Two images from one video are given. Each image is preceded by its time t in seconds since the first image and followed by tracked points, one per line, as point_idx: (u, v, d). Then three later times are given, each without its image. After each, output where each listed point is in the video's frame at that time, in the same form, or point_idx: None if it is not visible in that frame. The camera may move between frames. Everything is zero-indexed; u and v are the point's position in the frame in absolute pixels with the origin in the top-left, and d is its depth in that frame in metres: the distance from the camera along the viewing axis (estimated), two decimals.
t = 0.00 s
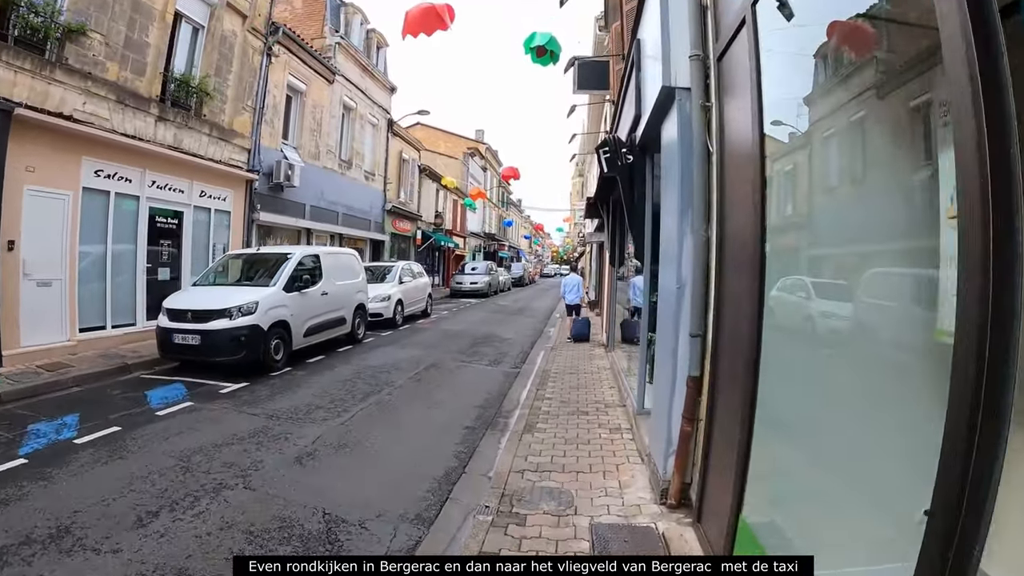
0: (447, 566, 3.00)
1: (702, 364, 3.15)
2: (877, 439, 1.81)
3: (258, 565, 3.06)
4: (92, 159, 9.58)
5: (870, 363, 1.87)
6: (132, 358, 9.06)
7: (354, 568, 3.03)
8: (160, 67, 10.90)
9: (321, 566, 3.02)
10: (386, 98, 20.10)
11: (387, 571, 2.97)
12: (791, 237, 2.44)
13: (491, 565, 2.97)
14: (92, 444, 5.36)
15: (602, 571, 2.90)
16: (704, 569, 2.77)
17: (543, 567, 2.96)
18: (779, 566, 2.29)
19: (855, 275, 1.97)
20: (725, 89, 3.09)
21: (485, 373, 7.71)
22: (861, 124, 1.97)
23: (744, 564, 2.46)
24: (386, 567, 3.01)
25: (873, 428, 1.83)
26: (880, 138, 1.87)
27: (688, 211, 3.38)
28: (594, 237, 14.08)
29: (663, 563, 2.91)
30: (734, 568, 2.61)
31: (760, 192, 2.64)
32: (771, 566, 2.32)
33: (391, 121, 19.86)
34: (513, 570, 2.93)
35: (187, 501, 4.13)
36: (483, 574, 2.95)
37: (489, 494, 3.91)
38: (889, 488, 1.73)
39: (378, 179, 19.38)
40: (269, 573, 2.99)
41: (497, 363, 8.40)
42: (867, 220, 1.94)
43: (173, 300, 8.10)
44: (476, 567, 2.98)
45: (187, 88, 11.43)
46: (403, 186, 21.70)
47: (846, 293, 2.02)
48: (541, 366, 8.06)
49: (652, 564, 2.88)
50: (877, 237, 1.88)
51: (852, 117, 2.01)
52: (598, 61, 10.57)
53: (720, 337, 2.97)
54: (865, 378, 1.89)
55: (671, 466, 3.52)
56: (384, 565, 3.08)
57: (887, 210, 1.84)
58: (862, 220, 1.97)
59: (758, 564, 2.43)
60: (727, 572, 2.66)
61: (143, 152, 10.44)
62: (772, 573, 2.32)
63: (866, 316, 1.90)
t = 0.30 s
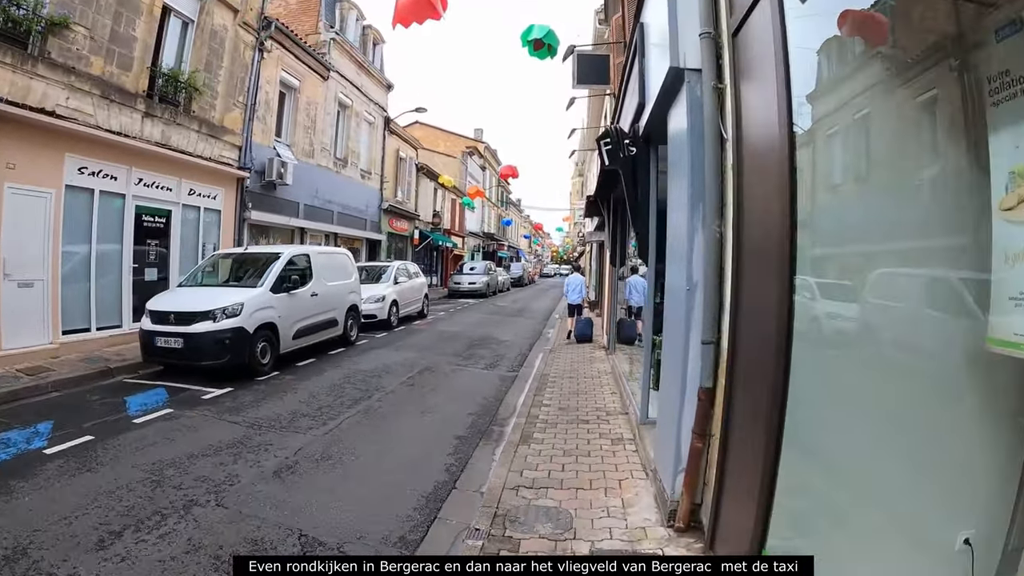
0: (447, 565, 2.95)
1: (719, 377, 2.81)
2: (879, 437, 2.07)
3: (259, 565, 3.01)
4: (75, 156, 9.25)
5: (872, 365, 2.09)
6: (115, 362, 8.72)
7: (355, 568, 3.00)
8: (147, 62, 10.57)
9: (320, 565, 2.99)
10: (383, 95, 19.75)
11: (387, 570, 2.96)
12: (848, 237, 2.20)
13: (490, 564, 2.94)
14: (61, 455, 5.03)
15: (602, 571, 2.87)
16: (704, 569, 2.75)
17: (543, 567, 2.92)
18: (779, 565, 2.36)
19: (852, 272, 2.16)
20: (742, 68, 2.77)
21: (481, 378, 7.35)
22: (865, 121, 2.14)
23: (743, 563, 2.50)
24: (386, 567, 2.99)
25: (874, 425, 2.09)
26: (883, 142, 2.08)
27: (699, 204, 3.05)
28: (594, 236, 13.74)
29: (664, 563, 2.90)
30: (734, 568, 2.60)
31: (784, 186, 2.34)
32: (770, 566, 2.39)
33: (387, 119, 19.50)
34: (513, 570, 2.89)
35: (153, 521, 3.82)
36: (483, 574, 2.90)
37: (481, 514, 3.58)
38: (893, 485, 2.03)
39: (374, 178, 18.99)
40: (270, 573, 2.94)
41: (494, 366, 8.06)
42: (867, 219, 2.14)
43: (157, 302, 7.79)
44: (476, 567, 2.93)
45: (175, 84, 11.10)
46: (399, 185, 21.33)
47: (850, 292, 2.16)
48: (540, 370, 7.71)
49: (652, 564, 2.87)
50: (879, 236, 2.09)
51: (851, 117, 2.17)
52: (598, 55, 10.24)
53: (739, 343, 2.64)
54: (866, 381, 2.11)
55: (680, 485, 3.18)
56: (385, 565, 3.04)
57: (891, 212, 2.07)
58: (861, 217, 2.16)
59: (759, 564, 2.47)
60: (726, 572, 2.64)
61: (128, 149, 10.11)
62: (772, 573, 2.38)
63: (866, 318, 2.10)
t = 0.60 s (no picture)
0: (447, 565, 2.86)
1: (738, 393, 2.43)
2: (882, 437, 1.88)
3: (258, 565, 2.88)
4: (54, 153, 8.88)
5: (875, 365, 1.86)
6: (95, 367, 8.35)
7: (355, 569, 2.84)
8: (132, 56, 10.21)
9: (321, 564, 2.84)
10: (379, 92, 19.36)
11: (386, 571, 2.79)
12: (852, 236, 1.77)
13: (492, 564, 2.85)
14: (21, 470, 4.66)
15: (602, 571, 2.79)
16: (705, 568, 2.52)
17: (543, 567, 2.80)
18: (780, 566, 2.08)
19: (857, 271, 1.88)
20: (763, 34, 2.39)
21: (476, 383, 6.97)
22: (870, 119, 1.88)
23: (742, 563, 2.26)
24: (385, 568, 2.82)
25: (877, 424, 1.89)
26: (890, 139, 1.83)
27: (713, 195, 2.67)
28: (595, 235, 13.39)
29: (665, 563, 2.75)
30: (735, 568, 2.35)
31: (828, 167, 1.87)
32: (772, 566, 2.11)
33: (384, 116, 19.12)
34: (513, 570, 2.76)
35: (109, 547, 3.45)
36: (483, 573, 2.80)
37: (470, 543, 3.21)
38: (895, 482, 1.85)
39: (371, 177, 18.61)
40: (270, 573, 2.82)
41: (491, 370, 7.68)
42: (861, 217, 1.89)
43: (136, 304, 7.44)
44: (476, 566, 2.84)
45: (161, 79, 10.73)
46: (397, 184, 20.96)
47: (857, 293, 1.87)
48: (538, 375, 7.32)
49: (652, 564, 2.72)
50: (879, 237, 1.84)
51: (856, 114, 1.91)
52: (598, 47, 9.88)
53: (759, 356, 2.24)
54: (867, 380, 1.89)
55: (692, 513, 2.80)
56: (384, 565, 2.96)
57: (891, 212, 1.82)
58: (854, 215, 1.90)
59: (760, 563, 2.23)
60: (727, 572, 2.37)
61: (112, 145, 9.74)
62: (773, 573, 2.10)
63: (867, 312, 1.85)
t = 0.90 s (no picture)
0: (447, 565, 2.75)
1: (766, 411, 2.11)
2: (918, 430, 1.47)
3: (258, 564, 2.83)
4: (37, 148, 8.51)
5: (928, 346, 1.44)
6: (76, 369, 8.00)
7: (354, 568, 2.77)
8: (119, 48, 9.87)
9: (320, 564, 2.77)
10: (377, 89, 18.99)
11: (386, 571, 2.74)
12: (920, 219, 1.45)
13: (491, 564, 2.81)
14: None
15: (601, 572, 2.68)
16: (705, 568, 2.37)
17: (542, 567, 2.76)
18: (780, 567, 1.97)
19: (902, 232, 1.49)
20: None
21: (472, 387, 6.61)
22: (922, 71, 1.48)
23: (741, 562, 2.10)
24: (385, 567, 2.77)
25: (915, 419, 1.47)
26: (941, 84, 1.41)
27: (733, 184, 2.33)
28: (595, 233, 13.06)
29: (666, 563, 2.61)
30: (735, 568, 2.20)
31: (891, 141, 1.51)
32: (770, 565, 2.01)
33: (381, 113, 18.73)
34: (513, 571, 2.72)
35: (64, 570, 3.12)
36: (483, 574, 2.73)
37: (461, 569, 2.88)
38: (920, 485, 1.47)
39: (368, 174, 18.23)
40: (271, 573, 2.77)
41: (488, 372, 7.33)
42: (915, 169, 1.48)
43: (118, 304, 7.13)
44: (476, 566, 2.76)
45: (150, 72, 10.38)
46: (394, 181, 20.57)
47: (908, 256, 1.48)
48: (538, 378, 6.95)
49: (652, 564, 2.59)
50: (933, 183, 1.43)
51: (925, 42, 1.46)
52: (599, 39, 9.54)
53: (794, 369, 1.91)
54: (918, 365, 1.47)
55: (707, 541, 2.48)
56: (384, 565, 2.88)
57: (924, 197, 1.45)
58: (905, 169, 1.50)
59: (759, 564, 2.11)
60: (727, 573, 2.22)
61: (98, 139, 9.40)
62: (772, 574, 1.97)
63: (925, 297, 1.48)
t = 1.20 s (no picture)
0: (447, 565, 2.75)
1: (805, 442, 1.80)
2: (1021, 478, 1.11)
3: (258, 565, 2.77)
4: (16, 144, 8.13)
5: None
6: (54, 374, 7.63)
7: (355, 568, 2.74)
8: (103, 41, 9.48)
9: (321, 564, 2.72)
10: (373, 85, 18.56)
11: (386, 571, 2.72)
12: None
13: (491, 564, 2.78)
14: None
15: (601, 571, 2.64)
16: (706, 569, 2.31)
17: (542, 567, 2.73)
18: (780, 565, 1.83)
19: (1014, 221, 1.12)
20: None
21: (468, 394, 6.23)
22: None
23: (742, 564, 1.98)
24: (385, 567, 2.76)
25: None
26: None
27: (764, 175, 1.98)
28: (597, 232, 12.66)
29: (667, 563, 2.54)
30: (734, 569, 2.08)
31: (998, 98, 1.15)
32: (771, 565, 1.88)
33: (378, 109, 18.25)
34: (512, 570, 2.68)
35: None
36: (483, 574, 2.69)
37: None
38: None
39: (364, 171, 17.78)
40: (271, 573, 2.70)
41: (485, 377, 6.96)
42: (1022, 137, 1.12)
43: (96, 308, 6.79)
44: (476, 566, 2.72)
45: (135, 66, 9.99)
46: (391, 180, 20.12)
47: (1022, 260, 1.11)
48: (537, 384, 6.56)
49: (652, 564, 2.53)
50: None
51: None
52: (601, 30, 9.17)
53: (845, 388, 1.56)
54: None
55: None
56: (385, 564, 2.87)
57: None
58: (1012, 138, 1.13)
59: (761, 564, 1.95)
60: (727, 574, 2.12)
61: (80, 135, 9.02)
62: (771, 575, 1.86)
63: None
